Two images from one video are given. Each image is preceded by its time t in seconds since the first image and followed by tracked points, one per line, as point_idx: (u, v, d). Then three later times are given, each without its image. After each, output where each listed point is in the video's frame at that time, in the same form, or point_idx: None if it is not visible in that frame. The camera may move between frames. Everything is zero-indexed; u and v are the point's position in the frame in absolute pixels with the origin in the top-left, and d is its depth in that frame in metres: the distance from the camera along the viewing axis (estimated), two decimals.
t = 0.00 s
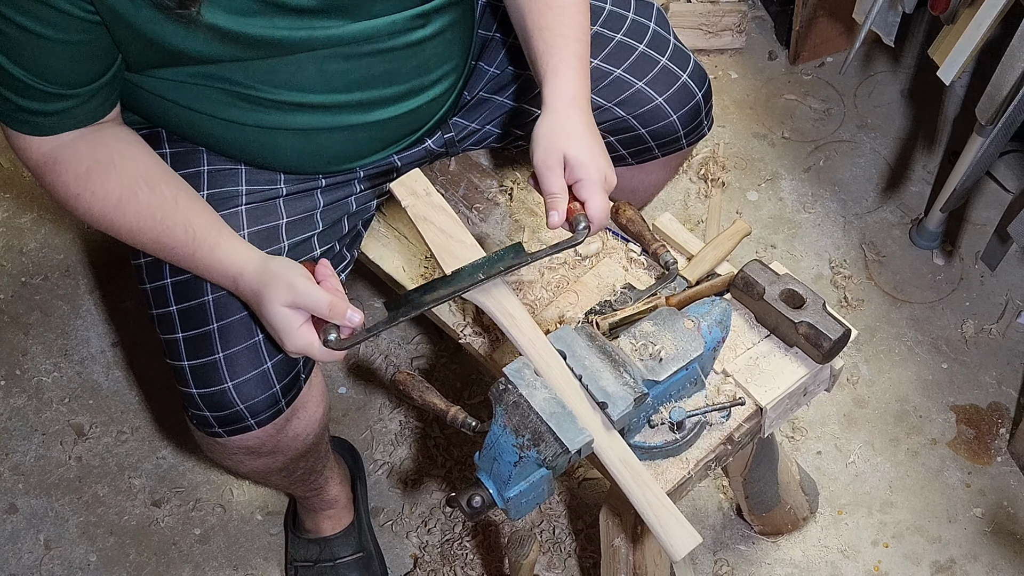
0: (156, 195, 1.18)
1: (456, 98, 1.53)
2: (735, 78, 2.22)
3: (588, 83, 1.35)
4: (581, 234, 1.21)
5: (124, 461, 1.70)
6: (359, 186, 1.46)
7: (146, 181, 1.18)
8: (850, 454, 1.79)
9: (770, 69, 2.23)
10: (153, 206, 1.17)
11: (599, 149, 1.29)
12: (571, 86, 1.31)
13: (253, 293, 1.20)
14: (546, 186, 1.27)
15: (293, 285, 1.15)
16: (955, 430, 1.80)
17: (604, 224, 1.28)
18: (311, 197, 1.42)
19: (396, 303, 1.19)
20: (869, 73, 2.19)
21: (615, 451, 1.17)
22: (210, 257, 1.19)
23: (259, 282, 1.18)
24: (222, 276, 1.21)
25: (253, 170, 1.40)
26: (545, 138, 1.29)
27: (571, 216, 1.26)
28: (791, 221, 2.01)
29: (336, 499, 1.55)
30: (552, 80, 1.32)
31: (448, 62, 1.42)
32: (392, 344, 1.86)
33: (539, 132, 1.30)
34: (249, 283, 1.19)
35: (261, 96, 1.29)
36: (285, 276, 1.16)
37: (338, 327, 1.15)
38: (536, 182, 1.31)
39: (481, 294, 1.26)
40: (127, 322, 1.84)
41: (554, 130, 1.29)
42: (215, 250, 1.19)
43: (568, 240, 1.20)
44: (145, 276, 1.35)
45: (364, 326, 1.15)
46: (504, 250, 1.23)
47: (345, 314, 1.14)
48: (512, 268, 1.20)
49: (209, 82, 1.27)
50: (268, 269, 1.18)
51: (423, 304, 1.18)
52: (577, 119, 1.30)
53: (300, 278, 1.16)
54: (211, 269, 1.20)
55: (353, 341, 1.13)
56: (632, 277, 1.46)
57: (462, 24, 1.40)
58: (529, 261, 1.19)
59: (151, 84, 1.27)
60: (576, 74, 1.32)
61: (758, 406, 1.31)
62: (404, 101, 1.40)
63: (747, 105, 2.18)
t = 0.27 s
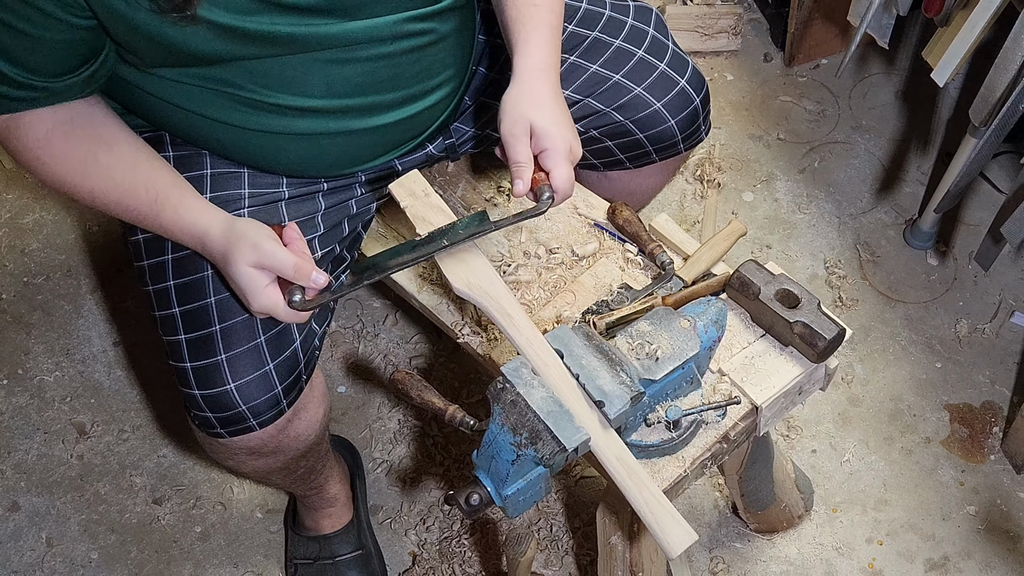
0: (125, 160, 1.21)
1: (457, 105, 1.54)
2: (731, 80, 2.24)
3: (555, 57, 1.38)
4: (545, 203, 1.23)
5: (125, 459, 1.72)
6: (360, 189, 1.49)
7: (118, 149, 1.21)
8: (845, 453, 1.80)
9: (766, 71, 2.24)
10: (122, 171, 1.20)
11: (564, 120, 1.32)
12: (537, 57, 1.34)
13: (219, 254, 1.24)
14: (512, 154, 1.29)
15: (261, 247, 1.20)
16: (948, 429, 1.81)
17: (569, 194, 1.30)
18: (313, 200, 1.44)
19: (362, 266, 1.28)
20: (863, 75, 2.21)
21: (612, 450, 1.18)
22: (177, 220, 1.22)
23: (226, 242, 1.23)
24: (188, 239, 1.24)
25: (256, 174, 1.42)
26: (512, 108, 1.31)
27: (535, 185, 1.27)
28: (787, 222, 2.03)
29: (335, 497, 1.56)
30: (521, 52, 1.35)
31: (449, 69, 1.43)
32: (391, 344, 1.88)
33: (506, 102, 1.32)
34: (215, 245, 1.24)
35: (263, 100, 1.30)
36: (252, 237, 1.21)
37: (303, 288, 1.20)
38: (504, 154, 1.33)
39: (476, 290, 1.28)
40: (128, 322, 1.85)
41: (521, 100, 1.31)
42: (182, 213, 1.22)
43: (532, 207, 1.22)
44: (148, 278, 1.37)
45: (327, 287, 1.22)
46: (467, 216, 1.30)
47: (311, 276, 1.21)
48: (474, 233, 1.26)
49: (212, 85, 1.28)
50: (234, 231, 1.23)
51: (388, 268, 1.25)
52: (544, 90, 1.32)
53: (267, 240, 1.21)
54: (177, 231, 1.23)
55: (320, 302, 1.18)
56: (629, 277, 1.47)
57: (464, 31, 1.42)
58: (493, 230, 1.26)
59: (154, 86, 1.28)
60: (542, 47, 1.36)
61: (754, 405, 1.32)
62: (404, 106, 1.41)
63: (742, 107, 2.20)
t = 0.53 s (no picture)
0: (97, 132, 1.23)
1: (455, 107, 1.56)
2: (727, 82, 2.26)
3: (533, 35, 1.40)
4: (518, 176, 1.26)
5: (126, 458, 1.73)
6: (356, 190, 1.50)
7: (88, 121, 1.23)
8: (839, 451, 1.82)
9: (761, 73, 2.26)
10: (95, 142, 1.22)
11: (539, 96, 1.34)
12: (516, 34, 1.36)
13: (192, 219, 1.26)
14: (486, 128, 1.31)
15: (233, 213, 1.22)
16: (942, 427, 1.83)
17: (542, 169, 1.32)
18: (309, 201, 1.46)
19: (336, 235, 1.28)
20: (858, 77, 2.23)
21: (609, 448, 1.19)
22: (151, 187, 1.25)
23: (198, 209, 1.25)
24: (162, 205, 1.26)
25: (253, 175, 1.44)
26: (488, 83, 1.33)
27: (509, 159, 1.29)
28: (782, 222, 2.05)
29: (334, 495, 1.58)
30: (500, 29, 1.37)
31: (445, 71, 1.45)
32: (390, 343, 1.90)
33: (483, 77, 1.34)
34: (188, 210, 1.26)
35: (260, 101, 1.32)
36: (224, 204, 1.23)
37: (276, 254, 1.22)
38: (479, 128, 1.35)
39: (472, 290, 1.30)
40: (128, 321, 1.87)
41: (498, 75, 1.33)
42: (155, 180, 1.25)
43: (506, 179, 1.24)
44: (145, 278, 1.39)
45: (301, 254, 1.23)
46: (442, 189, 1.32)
47: (284, 243, 1.21)
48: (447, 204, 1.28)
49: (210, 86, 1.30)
50: (207, 198, 1.25)
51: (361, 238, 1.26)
52: (520, 66, 1.35)
53: (239, 207, 1.23)
54: (151, 198, 1.26)
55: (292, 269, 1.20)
56: (625, 278, 1.49)
57: (460, 33, 1.43)
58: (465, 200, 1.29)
59: (153, 87, 1.30)
60: (521, 25, 1.38)
61: (749, 404, 1.34)
62: (401, 108, 1.42)
63: (738, 108, 2.22)
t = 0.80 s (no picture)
0: (64, 102, 1.25)
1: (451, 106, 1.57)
2: (722, 84, 2.28)
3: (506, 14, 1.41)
4: (485, 148, 1.29)
5: (128, 456, 1.74)
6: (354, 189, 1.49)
7: (55, 91, 1.25)
8: (834, 449, 1.84)
9: (757, 74, 2.28)
10: (61, 111, 1.25)
11: (510, 74, 1.36)
12: (491, 13, 1.38)
13: (163, 188, 1.27)
14: (457, 101, 1.32)
15: (202, 178, 1.24)
16: (936, 426, 1.85)
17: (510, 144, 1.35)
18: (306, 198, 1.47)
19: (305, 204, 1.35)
20: (852, 79, 2.25)
21: (605, 447, 1.21)
22: (117, 153, 1.27)
23: (168, 177, 1.26)
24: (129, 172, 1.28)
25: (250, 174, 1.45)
26: (461, 57, 1.34)
27: (477, 132, 1.32)
28: (777, 223, 2.06)
29: (333, 492, 1.59)
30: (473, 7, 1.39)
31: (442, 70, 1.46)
32: (388, 343, 1.91)
33: (456, 51, 1.35)
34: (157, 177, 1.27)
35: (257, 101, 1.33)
36: (193, 170, 1.25)
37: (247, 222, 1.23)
38: (449, 101, 1.37)
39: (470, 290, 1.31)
40: (129, 321, 1.88)
41: (471, 51, 1.34)
42: (122, 147, 1.27)
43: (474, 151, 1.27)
44: (145, 276, 1.41)
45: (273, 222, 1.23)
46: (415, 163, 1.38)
47: (254, 209, 1.22)
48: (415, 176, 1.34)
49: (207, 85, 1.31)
50: (177, 165, 1.26)
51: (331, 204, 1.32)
52: (493, 44, 1.36)
53: (209, 172, 1.24)
54: (119, 165, 1.27)
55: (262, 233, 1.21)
56: (622, 278, 1.51)
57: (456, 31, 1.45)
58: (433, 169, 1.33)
59: (153, 86, 1.31)
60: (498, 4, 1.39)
61: (745, 403, 1.36)
62: (397, 107, 1.43)
63: (734, 110, 2.23)
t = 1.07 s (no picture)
0: (149, 193, 1.21)
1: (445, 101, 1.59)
2: (718, 85, 2.29)
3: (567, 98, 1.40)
4: (563, 240, 1.26)
5: (129, 454, 1.76)
6: (350, 185, 1.52)
7: (140, 182, 1.21)
8: (828, 448, 1.86)
9: (752, 76, 2.30)
10: (145, 203, 1.20)
11: (580, 161, 1.34)
12: (553, 102, 1.37)
13: (243, 291, 1.21)
14: (530, 195, 1.31)
15: (284, 279, 1.18)
16: (930, 425, 1.87)
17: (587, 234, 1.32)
18: (303, 195, 1.48)
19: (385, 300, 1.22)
20: (847, 81, 2.27)
21: (602, 446, 1.22)
22: (201, 254, 1.21)
23: (249, 280, 1.20)
24: (213, 275, 1.22)
25: (247, 171, 1.46)
26: (531, 151, 1.33)
27: (553, 223, 1.30)
28: (772, 224, 2.08)
29: (332, 490, 1.61)
30: (535, 98, 1.37)
31: (436, 63, 1.48)
32: (387, 342, 1.93)
33: (524, 145, 1.34)
34: (238, 281, 1.21)
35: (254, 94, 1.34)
36: (276, 271, 1.19)
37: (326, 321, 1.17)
38: (523, 194, 1.35)
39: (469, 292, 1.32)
40: (129, 321, 1.89)
41: (541, 142, 1.33)
42: (208, 249, 1.21)
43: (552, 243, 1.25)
44: (142, 272, 1.41)
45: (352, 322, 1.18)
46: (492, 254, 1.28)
47: (334, 310, 1.17)
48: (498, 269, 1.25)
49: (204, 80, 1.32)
50: (260, 265, 1.21)
51: (413, 300, 1.20)
52: (560, 133, 1.35)
53: (290, 272, 1.19)
54: (203, 267, 1.22)
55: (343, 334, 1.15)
56: (619, 278, 1.52)
57: (449, 26, 1.47)
58: (514, 263, 1.25)
59: (150, 83, 1.33)
60: (557, 92, 1.38)
61: (740, 402, 1.37)
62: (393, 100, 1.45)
63: (729, 111, 2.25)
